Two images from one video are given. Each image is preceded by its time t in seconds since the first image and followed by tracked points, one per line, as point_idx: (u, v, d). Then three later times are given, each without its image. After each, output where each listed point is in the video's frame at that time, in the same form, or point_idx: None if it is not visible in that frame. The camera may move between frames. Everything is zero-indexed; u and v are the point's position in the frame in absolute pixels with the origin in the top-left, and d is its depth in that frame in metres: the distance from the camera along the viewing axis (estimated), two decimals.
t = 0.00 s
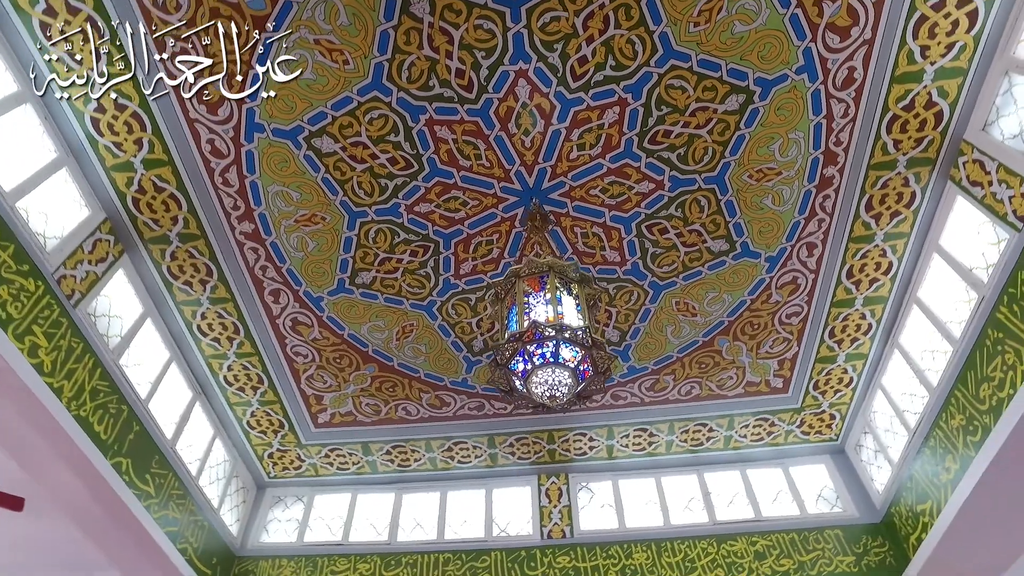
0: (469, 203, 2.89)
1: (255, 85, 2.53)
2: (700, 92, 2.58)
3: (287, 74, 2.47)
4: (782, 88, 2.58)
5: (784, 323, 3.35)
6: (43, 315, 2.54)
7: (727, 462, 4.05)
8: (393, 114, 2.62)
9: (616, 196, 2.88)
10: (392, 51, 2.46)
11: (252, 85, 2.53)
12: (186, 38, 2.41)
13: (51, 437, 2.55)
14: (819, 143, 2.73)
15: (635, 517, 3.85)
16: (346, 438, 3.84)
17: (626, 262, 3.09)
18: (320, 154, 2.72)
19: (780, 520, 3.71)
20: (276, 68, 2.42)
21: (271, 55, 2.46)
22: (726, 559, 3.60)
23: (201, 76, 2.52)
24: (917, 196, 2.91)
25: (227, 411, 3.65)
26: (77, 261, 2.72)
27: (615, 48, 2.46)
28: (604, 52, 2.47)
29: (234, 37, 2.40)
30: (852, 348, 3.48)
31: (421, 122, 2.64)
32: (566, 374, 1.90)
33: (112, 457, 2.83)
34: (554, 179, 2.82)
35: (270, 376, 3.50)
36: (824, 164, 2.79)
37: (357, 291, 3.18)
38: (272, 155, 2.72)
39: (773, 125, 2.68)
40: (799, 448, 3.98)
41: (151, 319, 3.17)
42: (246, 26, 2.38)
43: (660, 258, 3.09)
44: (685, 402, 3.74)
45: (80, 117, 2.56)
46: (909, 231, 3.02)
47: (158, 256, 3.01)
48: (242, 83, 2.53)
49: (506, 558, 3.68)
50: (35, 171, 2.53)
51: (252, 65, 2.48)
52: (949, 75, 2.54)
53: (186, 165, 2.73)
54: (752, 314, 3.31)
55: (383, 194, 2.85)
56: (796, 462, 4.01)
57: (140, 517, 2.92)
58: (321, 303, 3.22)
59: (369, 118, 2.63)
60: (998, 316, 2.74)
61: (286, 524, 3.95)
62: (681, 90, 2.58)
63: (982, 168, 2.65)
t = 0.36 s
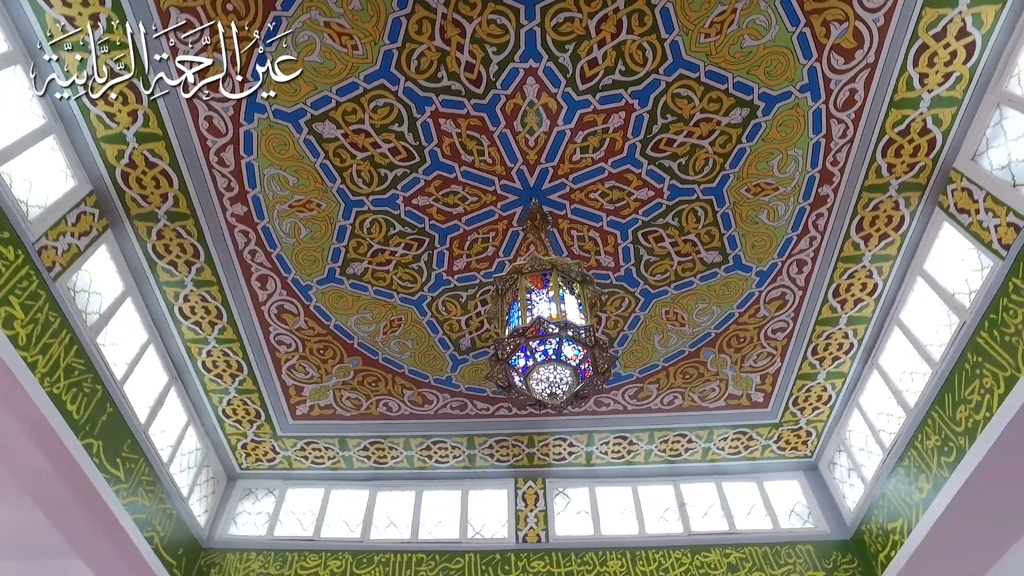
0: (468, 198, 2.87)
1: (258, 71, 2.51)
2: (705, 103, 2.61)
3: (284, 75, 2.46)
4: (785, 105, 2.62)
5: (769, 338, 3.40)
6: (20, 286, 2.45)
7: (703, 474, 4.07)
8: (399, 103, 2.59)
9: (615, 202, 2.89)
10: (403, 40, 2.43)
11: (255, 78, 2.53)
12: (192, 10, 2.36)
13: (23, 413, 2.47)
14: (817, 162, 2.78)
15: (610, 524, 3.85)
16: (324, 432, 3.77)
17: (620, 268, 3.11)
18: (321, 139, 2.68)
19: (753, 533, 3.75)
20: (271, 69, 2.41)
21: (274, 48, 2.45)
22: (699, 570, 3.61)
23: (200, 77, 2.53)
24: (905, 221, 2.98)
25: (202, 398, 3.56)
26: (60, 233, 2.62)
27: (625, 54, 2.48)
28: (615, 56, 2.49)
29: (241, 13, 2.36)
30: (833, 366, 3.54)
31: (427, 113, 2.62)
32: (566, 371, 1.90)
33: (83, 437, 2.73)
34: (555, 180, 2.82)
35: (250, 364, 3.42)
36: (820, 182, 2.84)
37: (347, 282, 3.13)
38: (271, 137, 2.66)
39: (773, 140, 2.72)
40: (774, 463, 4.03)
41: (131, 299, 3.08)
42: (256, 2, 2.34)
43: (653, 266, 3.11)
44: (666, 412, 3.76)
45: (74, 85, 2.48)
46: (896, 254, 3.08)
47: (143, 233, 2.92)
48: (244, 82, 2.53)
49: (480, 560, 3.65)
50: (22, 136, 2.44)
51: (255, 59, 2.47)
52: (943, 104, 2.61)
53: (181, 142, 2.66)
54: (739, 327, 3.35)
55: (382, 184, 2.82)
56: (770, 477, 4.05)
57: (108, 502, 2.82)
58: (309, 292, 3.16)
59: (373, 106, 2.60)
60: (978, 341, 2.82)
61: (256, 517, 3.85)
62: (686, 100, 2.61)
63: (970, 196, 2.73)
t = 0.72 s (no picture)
0: (471, 196, 2.87)
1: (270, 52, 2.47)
2: (712, 118, 2.66)
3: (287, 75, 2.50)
4: (787, 126, 2.69)
5: (754, 354, 3.46)
6: (7, 254, 2.37)
7: (679, 485, 4.12)
8: (411, 96, 2.59)
9: (616, 210, 2.92)
10: (421, 33, 2.43)
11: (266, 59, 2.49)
12: None
13: None
14: (814, 184, 2.85)
15: (586, 531, 3.86)
16: (303, 424, 3.71)
17: (615, 275, 3.14)
18: (328, 126, 2.66)
19: (726, 546, 3.80)
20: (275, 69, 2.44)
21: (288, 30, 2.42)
22: None
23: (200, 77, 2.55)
24: (893, 248, 3.05)
25: (180, 383, 3.48)
26: (50, 203, 2.55)
27: (639, 64, 2.52)
28: (628, 66, 2.52)
29: None
30: (813, 386, 3.61)
31: (437, 108, 2.62)
32: (570, 371, 1.93)
33: (59, 414, 2.65)
34: (559, 184, 2.84)
35: (234, 350, 3.36)
36: (815, 204, 2.92)
37: (342, 272, 3.10)
38: (278, 120, 2.63)
39: (774, 160, 2.78)
40: (748, 478, 4.09)
41: (116, 276, 3.00)
42: None
43: (648, 276, 3.14)
44: (648, 422, 3.79)
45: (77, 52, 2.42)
46: (881, 280, 3.16)
47: (135, 209, 2.85)
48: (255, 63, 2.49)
49: (454, 561, 3.62)
50: (17, 100, 2.36)
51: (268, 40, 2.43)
52: (937, 137, 2.70)
53: (184, 119, 2.61)
54: (726, 342, 3.40)
55: (386, 176, 2.81)
56: (744, 492, 4.11)
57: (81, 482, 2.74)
58: (302, 280, 3.12)
59: (384, 97, 2.59)
60: (956, 367, 2.91)
61: (227, 508, 3.76)
62: (694, 114, 2.65)
63: (956, 228, 2.81)
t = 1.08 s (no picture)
0: (469, 190, 2.88)
1: (280, 30, 2.44)
2: (712, 132, 2.72)
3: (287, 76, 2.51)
4: (783, 146, 2.76)
5: (732, 366, 3.53)
6: None
7: (648, 493, 4.17)
8: (418, 86, 2.59)
9: (611, 214, 2.96)
10: (434, 23, 2.44)
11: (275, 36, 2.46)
12: None
13: None
14: (804, 204, 2.93)
15: (555, 532, 3.88)
16: (278, 410, 3.66)
17: (604, 279, 3.18)
18: (332, 110, 2.64)
19: (691, 554, 3.85)
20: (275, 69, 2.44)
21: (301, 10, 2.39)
22: None
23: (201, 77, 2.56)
24: (872, 272, 3.15)
25: (155, 360, 3.40)
26: (38, 165, 2.47)
27: (646, 73, 2.56)
28: (636, 74, 2.57)
29: None
30: (786, 401, 3.70)
31: (444, 100, 2.63)
32: (567, 366, 1.95)
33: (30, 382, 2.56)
34: (557, 185, 2.87)
35: (214, 330, 3.30)
36: (803, 224, 3.00)
37: (332, 258, 3.08)
38: (281, 99, 2.60)
39: (768, 177, 2.85)
40: (716, 489, 4.17)
41: (98, 246, 2.92)
42: None
43: (636, 282, 3.19)
44: (623, 428, 3.83)
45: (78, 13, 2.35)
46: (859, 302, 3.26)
47: (124, 179, 2.78)
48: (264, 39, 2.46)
49: (423, 556, 3.60)
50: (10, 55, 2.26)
51: (279, 17, 2.41)
52: (922, 168, 2.79)
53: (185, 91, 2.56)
54: (706, 353, 3.47)
55: (386, 164, 2.80)
56: (711, 502, 4.18)
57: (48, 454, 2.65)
58: (290, 263, 3.09)
59: (391, 85, 2.58)
60: (926, 389, 3.01)
61: (193, 491, 3.68)
62: (694, 126, 2.71)
63: (934, 255, 2.90)
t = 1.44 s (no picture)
0: (462, 181, 2.89)
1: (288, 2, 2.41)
2: (705, 145, 2.79)
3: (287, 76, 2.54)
4: (771, 165, 2.84)
5: (702, 377, 3.61)
6: None
7: (608, 497, 4.22)
8: (422, 72, 2.58)
9: (600, 217, 3.00)
10: (445, 11, 2.44)
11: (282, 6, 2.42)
12: None
13: None
14: (786, 223, 3.02)
15: (515, 530, 3.89)
16: (245, 388, 3.60)
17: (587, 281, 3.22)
18: (332, 87, 2.61)
19: (647, 559, 3.91)
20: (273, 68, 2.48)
21: None
22: None
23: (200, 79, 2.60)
24: (844, 295, 3.25)
25: (122, 327, 3.30)
26: (18, 114, 2.34)
27: (648, 81, 2.61)
28: (638, 81, 2.62)
29: None
30: (750, 415, 3.80)
31: (446, 89, 2.63)
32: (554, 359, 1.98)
33: None
34: (550, 184, 2.90)
35: (188, 301, 3.23)
36: (783, 243, 3.08)
37: (317, 238, 3.05)
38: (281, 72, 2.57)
39: (754, 194, 2.93)
40: (674, 497, 4.24)
41: (74, 204, 2.82)
42: None
43: (617, 287, 3.24)
44: (590, 430, 3.88)
45: None
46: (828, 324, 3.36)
47: (109, 138, 2.70)
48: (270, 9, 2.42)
49: (382, 545, 3.57)
50: None
51: None
52: (899, 199, 2.90)
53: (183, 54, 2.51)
54: (678, 362, 3.53)
55: (381, 147, 2.79)
56: (669, 510, 4.26)
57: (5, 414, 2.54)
58: (273, 239, 3.04)
59: (395, 68, 2.57)
60: (886, 411, 3.11)
61: (149, 465, 3.58)
62: (688, 137, 2.77)
63: (903, 283, 3.01)
